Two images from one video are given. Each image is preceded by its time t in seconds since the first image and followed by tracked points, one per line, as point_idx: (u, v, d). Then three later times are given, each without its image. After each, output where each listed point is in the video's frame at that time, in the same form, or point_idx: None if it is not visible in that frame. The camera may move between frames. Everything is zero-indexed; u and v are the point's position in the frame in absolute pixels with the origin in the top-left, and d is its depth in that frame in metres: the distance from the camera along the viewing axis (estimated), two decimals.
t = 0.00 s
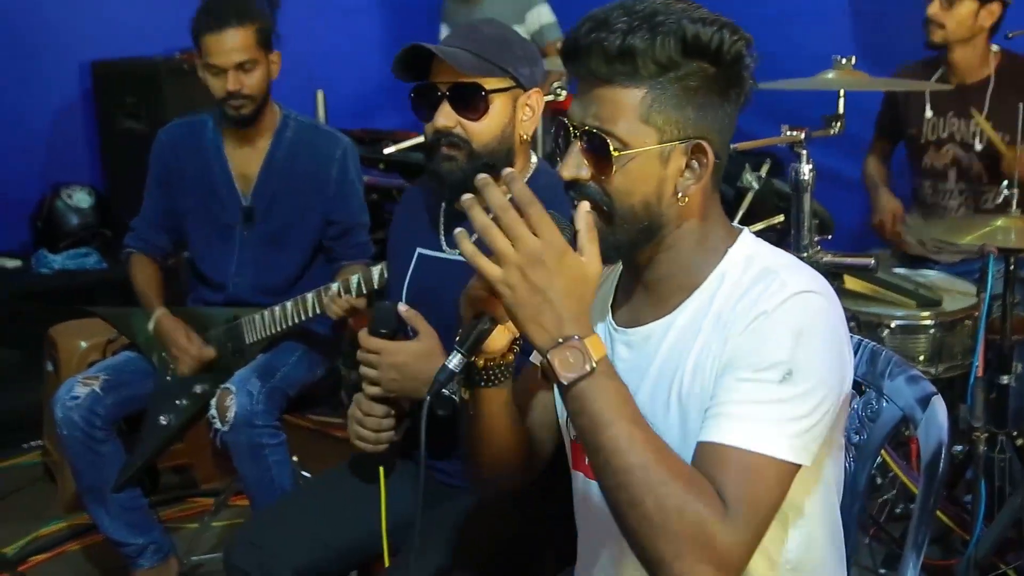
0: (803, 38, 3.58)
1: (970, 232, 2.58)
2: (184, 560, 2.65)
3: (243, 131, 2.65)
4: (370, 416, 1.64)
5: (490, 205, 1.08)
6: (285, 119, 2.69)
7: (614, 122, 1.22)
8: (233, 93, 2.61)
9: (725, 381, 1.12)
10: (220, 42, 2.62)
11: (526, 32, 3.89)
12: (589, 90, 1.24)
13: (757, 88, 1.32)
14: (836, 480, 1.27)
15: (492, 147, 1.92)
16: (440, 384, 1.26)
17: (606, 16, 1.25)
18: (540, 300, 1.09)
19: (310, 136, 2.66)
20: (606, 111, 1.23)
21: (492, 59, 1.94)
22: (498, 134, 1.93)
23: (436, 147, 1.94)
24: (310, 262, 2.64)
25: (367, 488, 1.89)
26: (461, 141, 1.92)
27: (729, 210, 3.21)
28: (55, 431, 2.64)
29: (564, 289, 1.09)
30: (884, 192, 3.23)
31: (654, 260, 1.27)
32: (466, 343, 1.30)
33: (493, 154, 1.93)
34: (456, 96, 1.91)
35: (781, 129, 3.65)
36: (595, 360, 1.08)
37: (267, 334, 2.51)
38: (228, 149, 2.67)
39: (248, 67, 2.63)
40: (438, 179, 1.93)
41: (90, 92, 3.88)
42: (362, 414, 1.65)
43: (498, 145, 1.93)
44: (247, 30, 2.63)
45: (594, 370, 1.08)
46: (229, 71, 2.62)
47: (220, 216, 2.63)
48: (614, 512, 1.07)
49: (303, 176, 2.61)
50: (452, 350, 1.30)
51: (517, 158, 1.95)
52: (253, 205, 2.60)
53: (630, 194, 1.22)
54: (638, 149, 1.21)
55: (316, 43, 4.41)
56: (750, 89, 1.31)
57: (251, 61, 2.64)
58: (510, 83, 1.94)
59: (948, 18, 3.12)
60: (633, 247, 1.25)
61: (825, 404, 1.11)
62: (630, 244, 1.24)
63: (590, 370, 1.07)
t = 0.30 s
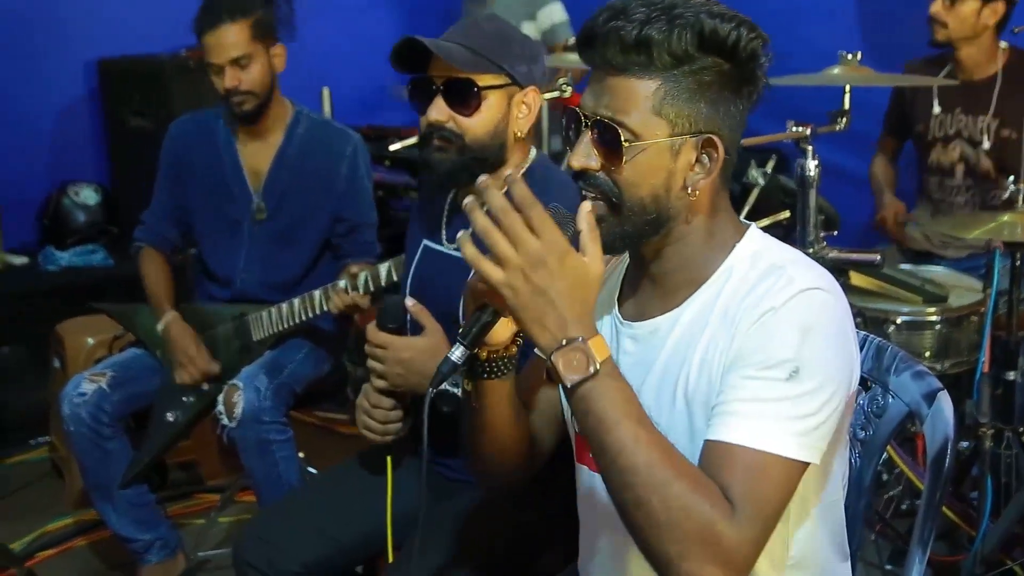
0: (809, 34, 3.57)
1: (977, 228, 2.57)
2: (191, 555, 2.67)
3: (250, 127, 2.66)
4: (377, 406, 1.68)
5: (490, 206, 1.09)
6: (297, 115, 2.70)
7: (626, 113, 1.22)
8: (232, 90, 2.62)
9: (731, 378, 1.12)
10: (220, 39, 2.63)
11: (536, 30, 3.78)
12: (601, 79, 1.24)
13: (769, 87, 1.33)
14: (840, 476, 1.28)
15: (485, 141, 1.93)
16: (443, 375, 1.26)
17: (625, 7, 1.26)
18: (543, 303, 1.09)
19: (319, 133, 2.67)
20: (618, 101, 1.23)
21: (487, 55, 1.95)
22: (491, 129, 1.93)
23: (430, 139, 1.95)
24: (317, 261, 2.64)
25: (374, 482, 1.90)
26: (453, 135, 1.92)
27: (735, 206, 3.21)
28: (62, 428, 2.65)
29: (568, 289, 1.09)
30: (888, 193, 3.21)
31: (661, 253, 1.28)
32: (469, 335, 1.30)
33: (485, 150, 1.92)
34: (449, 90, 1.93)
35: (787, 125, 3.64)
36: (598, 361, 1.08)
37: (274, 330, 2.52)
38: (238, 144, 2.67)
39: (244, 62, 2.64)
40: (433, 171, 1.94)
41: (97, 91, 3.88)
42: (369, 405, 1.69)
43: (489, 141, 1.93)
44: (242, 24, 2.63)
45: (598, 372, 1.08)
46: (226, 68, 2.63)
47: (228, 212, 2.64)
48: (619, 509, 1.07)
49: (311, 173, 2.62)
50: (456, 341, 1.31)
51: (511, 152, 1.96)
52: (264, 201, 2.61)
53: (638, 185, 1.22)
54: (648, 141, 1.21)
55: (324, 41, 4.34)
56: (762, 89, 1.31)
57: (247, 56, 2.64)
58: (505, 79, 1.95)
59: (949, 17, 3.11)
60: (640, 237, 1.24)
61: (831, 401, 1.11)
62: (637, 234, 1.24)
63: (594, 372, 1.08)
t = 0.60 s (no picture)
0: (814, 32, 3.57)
1: (982, 226, 2.57)
2: (196, 554, 2.66)
3: (247, 125, 2.66)
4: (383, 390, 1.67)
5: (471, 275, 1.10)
6: (297, 110, 2.69)
7: (626, 123, 1.21)
8: (222, 92, 2.64)
9: (750, 390, 1.12)
10: (228, 41, 2.66)
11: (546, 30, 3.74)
12: (599, 91, 1.24)
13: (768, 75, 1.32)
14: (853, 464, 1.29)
15: (506, 135, 1.92)
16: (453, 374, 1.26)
17: (613, 15, 1.25)
18: (542, 355, 1.09)
19: (321, 131, 2.67)
20: (617, 112, 1.22)
21: (503, 47, 1.94)
22: (511, 122, 1.94)
23: (448, 137, 1.94)
24: (319, 258, 2.65)
25: (379, 481, 1.90)
26: (476, 131, 1.92)
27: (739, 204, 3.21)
28: (66, 427, 2.65)
29: (566, 335, 1.09)
30: (884, 197, 3.28)
31: (668, 257, 1.28)
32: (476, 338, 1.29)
33: (509, 143, 1.91)
34: (472, 85, 1.93)
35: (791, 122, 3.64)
36: (606, 406, 1.08)
37: (278, 329, 2.50)
38: (238, 143, 2.67)
39: (244, 69, 2.65)
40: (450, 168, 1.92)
41: (101, 90, 3.88)
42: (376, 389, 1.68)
43: (511, 133, 1.93)
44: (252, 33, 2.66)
45: (606, 417, 1.08)
46: (224, 70, 2.65)
47: (230, 211, 2.64)
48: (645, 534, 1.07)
49: (313, 171, 2.62)
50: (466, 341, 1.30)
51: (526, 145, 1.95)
52: (259, 199, 2.60)
53: (646, 191, 1.22)
54: (652, 148, 1.21)
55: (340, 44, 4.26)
56: (761, 79, 1.30)
57: (248, 64, 2.65)
58: (520, 71, 1.96)
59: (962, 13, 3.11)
60: (649, 245, 1.23)
61: (850, 407, 1.12)
62: (646, 241, 1.23)
63: (603, 418, 1.08)
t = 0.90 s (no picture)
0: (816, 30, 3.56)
1: (983, 225, 2.57)
2: (198, 554, 2.66)
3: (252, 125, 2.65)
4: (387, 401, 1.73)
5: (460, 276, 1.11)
6: (297, 111, 2.69)
7: (635, 118, 1.21)
8: (248, 99, 2.60)
9: (752, 388, 1.12)
10: (235, 49, 2.60)
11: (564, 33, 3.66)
12: (609, 85, 1.23)
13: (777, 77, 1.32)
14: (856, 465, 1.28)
15: (517, 134, 1.92)
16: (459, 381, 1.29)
17: (625, 10, 1.25)
18: (533, 356, 1.10)
19: (322, 129, 2.67)
20: (627, 106, 1.22)
21: (513, 46, 1.94)
22: (521, 121, 1.93)
23: (460, 136, 1.91)
24: (322, 256, 2.65)
25: (383, 480, 1.90)
26: (489, 130, 1.90)
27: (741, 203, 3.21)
28: (68, 426, 2.64)
29: (558, 334, 1.09)
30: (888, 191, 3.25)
31: (672, 255, 1.27)
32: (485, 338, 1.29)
33: (519, 141, 1.91)
34: (484, 84, 1.91)
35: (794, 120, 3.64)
36: (598, 405, 1.08)
37: (280, 329, 2.51)
38: (239, 143, 2.66)
39: (264, 70, 2.61)
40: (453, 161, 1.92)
41: (104, 89, 3.88)
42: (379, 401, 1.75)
43: (521, 132, 1.92)
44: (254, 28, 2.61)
45: (599, 415, 1.08)
46: (245, 78, 2.60)
47: (233, 210, 2.64)
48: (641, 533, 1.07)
49: (315, 170, 2.62)
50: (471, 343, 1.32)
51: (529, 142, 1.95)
52: (264, 198, 2.60)
53: (653, 187, 1.22)
54: (660, 144, 1.21)
55: (332, 36, 4.27)
56: (770, 78, 1.30)
57: (266, 65, 2.62)
58: (528, 70, 1.96)
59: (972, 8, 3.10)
60: (653, 241, 1.24)
61: (853, 405, 1.11)
62: (650, 238, 1.23)
63: (595, 416, 1.08)
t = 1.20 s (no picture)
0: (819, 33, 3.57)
1: (983, 228, 2.58)
2: (197, 556, 2.65)
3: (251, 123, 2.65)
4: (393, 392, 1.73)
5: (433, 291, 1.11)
6: (300, 111, 2.69)
7: (646, 100, 1.22)
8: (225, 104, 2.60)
9: (747, 388, 1.12)
10: (215, 51, 2.59)
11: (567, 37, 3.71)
12: (624, 65, 1.23)
13: (788, 87, 1.32)
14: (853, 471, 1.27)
15: (525, 141, 1.92)
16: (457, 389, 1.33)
17: None
18: (516, 361, 1.09)
19: (326, 130, 2.67)
20: (640, 88, 1.22)
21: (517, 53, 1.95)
22: (528, 128, 1.94)
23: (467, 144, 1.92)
24: (324, 257, 2.65)
25: (383, 481, 1.89)
26: (497, 138, 1.91)
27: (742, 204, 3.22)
28: (68, 427, 2.64)
29: (539, 337, 1.09)
30: (891, 193, 3.27)
31: (672, 249, 1.27)
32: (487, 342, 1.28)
33: (526, 149, 1.92)
34: (491, 92, 1.92)
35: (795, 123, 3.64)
36: (583, 408, 1.08)
37: (279, 330, 2.51)
38: (242, 143, 2.66)
39: (237, 77, 2.59)
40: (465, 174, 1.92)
41: (107, 89, 3.88)
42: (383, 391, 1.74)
43: (528, 138, 1.93)
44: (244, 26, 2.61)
45: (584, 419, 1.08)
46: (219, 82, 2.60)
47: (235, 210, 2.63)
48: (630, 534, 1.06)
49: (315, 168, 2.62)
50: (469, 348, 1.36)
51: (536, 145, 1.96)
52: (266, 198, 2.60)
53: (656, 172, 1.22)
54: (667, 129, 1.21)
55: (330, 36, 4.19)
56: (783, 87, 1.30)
57: (240, 71, 2.60)
58: (532, 76, 1.97)
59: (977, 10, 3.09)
60: (651, 230, 1.24)
61: (849, 408, 1.10)
62: (649, 225, 1.24)
63: (580, 420, 1.07)
